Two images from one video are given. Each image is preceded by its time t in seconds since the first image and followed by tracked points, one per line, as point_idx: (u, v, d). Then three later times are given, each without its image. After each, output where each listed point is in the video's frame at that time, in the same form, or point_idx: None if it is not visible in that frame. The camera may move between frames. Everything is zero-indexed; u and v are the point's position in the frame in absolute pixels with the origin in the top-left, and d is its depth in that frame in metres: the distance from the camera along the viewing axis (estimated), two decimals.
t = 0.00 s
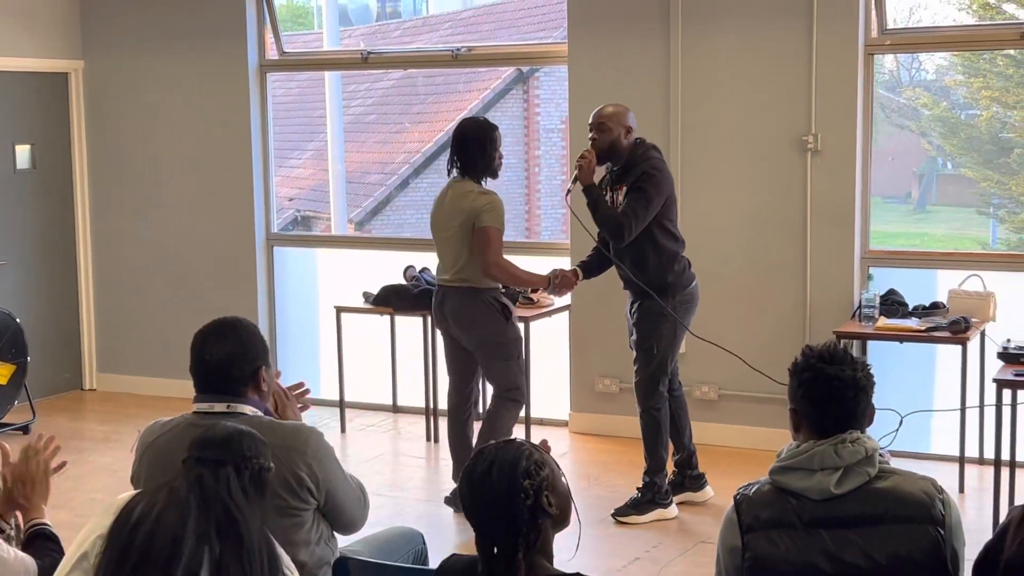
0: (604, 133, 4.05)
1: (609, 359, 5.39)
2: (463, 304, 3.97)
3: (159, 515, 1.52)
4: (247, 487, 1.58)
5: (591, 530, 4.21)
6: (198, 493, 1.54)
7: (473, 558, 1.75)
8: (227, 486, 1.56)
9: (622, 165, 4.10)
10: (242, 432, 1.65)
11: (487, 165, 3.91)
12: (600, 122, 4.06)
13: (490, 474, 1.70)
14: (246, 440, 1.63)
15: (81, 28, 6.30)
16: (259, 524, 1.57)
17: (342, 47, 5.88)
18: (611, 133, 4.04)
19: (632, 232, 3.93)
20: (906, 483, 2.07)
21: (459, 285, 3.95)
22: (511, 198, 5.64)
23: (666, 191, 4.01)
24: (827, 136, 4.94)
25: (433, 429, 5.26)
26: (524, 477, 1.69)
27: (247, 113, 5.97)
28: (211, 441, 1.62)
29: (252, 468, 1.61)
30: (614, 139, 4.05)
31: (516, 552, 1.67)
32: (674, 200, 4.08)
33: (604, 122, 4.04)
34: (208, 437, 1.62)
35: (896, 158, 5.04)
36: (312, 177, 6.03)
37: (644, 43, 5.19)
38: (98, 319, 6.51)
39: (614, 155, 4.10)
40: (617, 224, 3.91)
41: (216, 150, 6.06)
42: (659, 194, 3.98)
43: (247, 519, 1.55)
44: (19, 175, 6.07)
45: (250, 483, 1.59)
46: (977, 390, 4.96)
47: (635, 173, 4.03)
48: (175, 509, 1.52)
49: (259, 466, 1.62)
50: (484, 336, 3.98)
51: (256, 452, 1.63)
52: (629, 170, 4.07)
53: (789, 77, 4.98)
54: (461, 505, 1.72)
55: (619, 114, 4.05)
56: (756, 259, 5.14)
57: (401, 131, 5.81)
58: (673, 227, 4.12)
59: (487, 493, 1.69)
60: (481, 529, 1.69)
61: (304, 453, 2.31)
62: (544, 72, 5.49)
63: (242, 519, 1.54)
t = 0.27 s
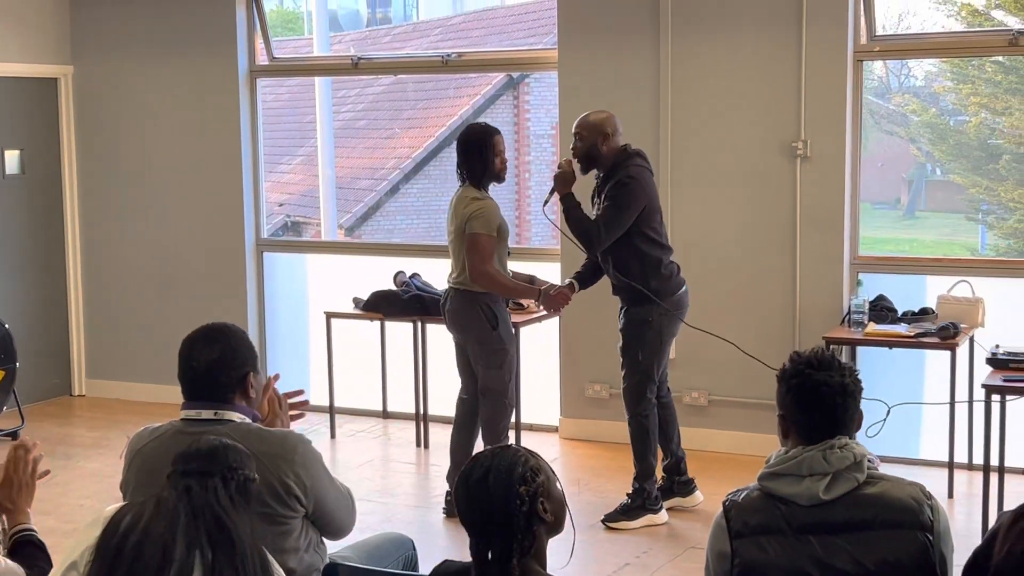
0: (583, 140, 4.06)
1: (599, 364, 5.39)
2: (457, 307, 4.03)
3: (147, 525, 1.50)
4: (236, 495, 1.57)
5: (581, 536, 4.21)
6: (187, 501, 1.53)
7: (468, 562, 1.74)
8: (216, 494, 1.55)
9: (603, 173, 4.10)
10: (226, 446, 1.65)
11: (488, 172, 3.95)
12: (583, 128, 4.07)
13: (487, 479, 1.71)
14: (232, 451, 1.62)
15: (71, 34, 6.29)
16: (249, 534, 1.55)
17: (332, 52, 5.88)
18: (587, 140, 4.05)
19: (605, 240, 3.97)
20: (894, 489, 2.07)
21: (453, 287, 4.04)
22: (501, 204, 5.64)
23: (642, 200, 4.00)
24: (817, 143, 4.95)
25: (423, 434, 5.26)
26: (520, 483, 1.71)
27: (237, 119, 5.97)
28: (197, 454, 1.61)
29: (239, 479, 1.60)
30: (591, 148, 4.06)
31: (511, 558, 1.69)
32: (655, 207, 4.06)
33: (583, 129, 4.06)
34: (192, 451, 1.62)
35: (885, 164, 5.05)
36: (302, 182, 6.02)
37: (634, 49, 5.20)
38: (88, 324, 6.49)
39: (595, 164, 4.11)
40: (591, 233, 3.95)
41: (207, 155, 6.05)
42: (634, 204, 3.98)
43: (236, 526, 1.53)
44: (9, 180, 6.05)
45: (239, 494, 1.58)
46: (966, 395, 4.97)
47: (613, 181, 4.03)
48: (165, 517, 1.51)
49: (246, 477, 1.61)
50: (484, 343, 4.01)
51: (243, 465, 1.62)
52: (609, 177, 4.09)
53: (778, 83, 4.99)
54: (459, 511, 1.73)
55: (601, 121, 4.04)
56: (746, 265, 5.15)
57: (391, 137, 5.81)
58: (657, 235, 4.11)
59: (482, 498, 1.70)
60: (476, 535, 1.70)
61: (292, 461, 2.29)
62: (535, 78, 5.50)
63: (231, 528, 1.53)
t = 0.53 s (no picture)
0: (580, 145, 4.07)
1: (594, 368, 5.39)
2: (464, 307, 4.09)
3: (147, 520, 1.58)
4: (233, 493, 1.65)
5: (575, 540, 4.20)
6: (187, 500, 1.60)
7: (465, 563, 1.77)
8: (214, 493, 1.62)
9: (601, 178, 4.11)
10: (228, 441, 1.72)
11: (490, 178, 3.93)
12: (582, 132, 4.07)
13: (497, 479, 1.71)
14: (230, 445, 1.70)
15: (65, 38, 6.29)
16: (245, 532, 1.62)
17: (326, 56, 5.88)
18: (583, 145, 4.06)
19: (599, 244, 3.97)
20: (887, 493, 2.07)
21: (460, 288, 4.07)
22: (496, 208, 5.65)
23: (635, 205, 3.99)
24: (810, 147, 4.96)
25: (417, 439, 5.25)
26: (529, 485, 1.72)
27: (231, 123, 5.96)
28: (198, 446, 1.68)
29: (238, 476, 1.68)
30: (588, 153, 4.06)
31: (512, 560, 1.69)
32: (650, 213, 4.06)
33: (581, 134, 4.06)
34: (195, 441, 1.69)
35: (878, 168, 5.06)
36: (297, 187, 6.02)
37: (628, 54, 5.21)
38: (81, 329, 6.48)
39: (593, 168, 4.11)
40: (585, 236, 3.96)
41: (201, 159, 6.05)
42: (626, 209, 3.98)
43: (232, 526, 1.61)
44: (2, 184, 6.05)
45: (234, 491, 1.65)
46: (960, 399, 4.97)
47: (607, 185, 4.05)
48: (166, 515, 1.59)
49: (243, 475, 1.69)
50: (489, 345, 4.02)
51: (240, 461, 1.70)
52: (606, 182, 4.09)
53: (772, 88, 5.00)
54: (459, 507, 1.72)
55: (597, 126, 4.05)
56: (739, 269, 5.15)
57: (386, 141, 5.81)
58: (652, 240, 4.10)
59: (489, 499, 1.70)
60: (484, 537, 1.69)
61: (287, 466, 2.29)
62: (529, 82, 5.50)
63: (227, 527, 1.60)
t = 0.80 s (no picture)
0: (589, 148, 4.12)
1: (587, 373, 5.39)
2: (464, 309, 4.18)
3: (121, 498, 1.80)
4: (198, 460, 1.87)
5: (568, 545, 4.20)
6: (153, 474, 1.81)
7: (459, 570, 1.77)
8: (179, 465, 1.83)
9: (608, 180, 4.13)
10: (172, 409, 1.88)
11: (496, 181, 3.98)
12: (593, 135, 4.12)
13: (498, 482, 1.72)
14: (180, 424, 1.86)
15: (58, 44, 6.28)
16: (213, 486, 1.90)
17: (320, 62, 5.88)
18: (592, 148, 4.11)
19: (598, 246, 3.97)
20: (879, 498, 2.07)
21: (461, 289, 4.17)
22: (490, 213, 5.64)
23: (636, 212, 4.00)
24: (803, 153, 4.97)
25: (410, 443, 5.25)
26: (530, 490, 1.73)
27: (225, 128, 5.96)
28: (148, 421, 1.84)
29: (192, 442, 1.86)
30: (597, 155, 4.10)
31: (511, 563, 1.70)
32: (652, 220, 4.06)
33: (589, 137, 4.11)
34: (142, 413, 1.85)
35: (871, 174, 5.07)
36: (290, 192, 6.02)
37: (621, 60, 5.22)
38: (74, 334, 6.47)
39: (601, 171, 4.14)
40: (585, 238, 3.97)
41: (194, 164, 6.04)
42: (628, 214, 3.98)
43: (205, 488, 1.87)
44: None
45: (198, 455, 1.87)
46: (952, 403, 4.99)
47: (612, 190, 4.05)
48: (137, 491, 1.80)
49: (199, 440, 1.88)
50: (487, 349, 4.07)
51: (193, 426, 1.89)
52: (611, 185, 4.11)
53: (764, 93, 5.01)
54: (458, 514, 1.73)
55: (606, 130, 4.08)
56: (732, 274, 5.16)
57: (379, 146, 5.82)
58: (654, 247, 4.10)
59: (487, 502, 1.71)
60: (476, 539, 1.70)
61: (280, 471, 2.27)
62: (522, 87, 5.51)
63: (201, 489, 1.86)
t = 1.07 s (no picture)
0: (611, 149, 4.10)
1: (583, 377, 5.39)
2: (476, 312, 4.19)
3: (68, 520, 1.62)
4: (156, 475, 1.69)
5: (564, 549, 4.19)
6: (106, 492, 1.64)
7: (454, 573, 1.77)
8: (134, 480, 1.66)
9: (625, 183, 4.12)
10: (132, 419, 1.73)
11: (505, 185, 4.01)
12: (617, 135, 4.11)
13: (497, 486, 1.72)
14: (136, 434, 1.69)
15: (53, 47, 6.27)
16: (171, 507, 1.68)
17: (315, 66, 5.88)
18: (614, 149, 4.09)
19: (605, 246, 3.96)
20: (876, 503, 2.07)
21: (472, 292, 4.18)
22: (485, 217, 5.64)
23: (649, 217, 4.00)
24: (798, 157, 4.97)
25: (406, 447, 5.24)
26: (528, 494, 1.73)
27: (220, 132, 5.95)
28: (104, 432, 1.69)
29: (151, 454, 1.69)
30: (619, 157, 4.09)
31: (511, 567, 1.70)
32: (664, 226, 4.06)
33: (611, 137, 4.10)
34: (97, 424, 1.70)
35: (866, 178, 5.08)
36: (286, 196, 6.01)
37: (616, 64, 5.22)
38: (69, 338, 6.46)
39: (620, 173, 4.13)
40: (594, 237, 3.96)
41: (189, 168, 6.04)
42: (643, 217, 3.98)
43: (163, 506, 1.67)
44: None
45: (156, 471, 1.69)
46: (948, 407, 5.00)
47: (628, 192, 4.04)
48: (85, 510, 1.63)
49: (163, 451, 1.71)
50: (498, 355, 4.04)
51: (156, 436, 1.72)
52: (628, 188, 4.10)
53: (759, 98, 5.02)
54: (457, 521, 1.73)
55: (631, 134, 4.06)
56: (728, 278, 5.16)
57: (375, 150, 5.81)
58: (662, 252, 4.10)
59: (487, 502, 1.71)
60: (474, 544, 1.70)
61: (277, 477, 2.28)
62: (518, 92, 5.51)
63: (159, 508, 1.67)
